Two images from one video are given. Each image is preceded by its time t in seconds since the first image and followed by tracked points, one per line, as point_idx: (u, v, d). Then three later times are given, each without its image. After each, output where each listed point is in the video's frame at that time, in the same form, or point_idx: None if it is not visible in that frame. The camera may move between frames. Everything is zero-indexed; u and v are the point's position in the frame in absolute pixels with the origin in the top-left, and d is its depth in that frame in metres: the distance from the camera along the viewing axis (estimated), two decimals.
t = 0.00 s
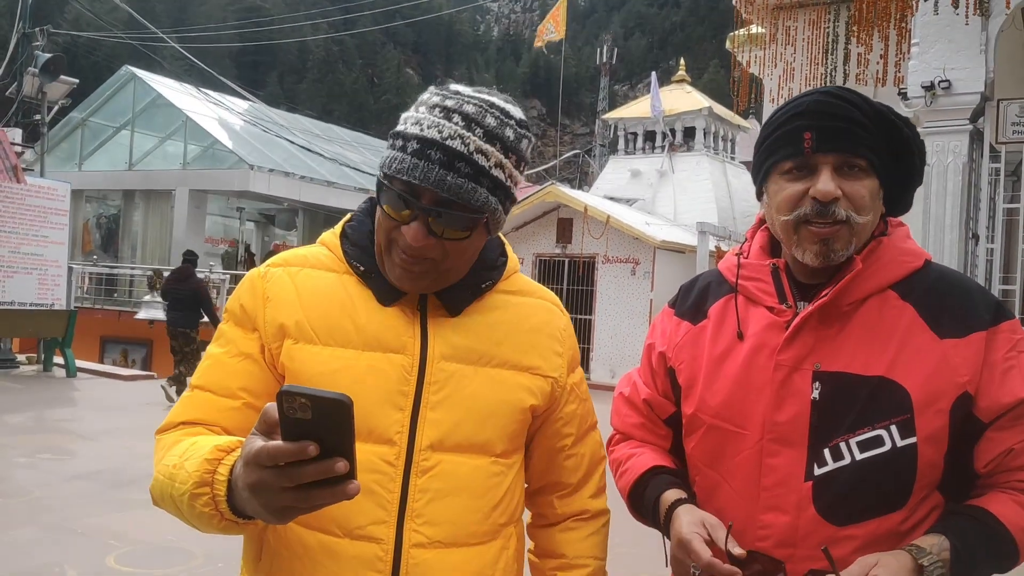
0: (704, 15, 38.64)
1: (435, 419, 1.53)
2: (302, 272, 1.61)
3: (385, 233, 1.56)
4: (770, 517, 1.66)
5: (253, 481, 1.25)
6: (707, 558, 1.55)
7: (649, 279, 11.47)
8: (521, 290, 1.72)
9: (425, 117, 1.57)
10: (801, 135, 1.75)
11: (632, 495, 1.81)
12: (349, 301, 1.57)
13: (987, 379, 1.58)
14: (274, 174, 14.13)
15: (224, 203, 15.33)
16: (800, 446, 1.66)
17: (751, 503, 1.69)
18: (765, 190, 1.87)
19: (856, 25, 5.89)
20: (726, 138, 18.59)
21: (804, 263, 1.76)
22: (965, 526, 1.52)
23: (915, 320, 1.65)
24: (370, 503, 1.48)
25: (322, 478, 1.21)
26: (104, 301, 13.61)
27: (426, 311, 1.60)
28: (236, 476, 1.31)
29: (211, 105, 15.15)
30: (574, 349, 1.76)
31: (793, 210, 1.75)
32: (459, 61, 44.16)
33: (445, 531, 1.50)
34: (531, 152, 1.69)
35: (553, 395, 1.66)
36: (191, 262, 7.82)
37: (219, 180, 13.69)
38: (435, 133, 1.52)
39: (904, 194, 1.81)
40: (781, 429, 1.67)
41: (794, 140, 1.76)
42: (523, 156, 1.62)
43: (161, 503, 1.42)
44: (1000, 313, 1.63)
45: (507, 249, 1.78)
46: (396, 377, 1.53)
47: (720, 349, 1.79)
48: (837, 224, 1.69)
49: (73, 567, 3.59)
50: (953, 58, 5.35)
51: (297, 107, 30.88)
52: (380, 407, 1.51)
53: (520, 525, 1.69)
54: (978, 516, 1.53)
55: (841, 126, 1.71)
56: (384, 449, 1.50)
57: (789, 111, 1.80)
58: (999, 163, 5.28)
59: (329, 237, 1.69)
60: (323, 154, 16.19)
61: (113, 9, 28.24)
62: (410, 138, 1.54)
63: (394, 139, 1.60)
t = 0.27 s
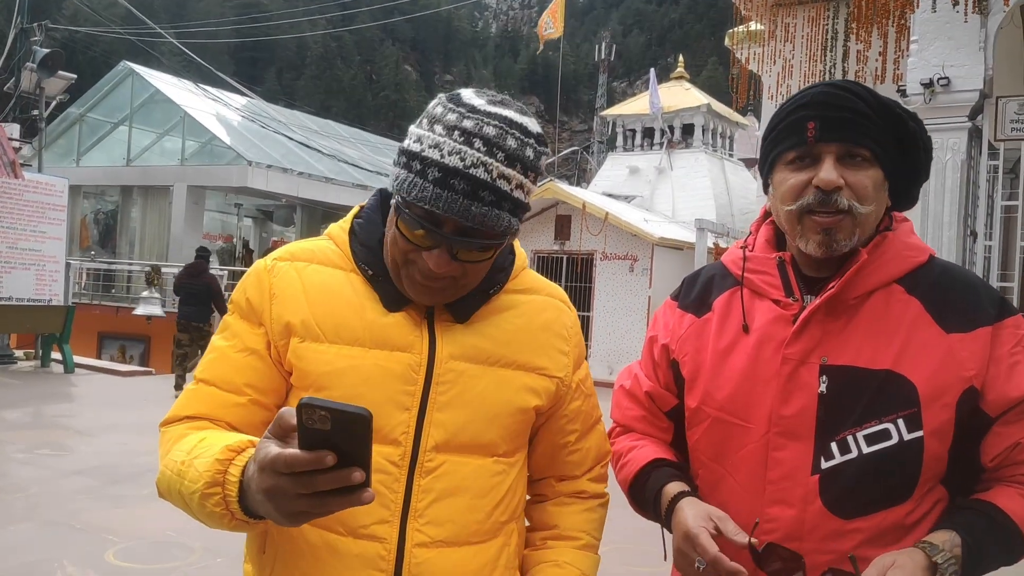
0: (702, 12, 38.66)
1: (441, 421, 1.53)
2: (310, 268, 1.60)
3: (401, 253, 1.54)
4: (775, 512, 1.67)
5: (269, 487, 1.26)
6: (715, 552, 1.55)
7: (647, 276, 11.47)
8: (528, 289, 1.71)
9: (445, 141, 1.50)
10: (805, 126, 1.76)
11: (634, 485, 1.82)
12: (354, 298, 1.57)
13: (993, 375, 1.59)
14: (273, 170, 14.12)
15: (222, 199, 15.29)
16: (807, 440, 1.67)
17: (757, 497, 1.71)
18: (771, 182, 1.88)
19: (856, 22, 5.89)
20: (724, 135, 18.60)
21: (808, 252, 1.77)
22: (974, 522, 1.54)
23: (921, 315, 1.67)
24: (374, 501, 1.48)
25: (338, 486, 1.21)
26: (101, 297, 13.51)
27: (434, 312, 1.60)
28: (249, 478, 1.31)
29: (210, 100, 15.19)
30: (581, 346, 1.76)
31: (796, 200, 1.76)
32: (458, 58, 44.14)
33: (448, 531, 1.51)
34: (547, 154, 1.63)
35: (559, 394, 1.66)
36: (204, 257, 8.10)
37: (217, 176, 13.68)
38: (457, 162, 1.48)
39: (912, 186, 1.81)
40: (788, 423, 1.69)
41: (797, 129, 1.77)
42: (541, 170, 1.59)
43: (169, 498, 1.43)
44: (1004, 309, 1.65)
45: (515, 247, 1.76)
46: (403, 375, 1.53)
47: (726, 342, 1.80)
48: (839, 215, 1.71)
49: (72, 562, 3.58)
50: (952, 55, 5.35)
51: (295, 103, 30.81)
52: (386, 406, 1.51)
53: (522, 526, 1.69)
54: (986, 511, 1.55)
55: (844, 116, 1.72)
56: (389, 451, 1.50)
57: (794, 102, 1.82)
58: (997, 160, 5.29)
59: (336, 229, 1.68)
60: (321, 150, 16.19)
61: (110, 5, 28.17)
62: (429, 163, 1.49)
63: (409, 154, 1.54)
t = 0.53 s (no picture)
0: (700, 10, 38.65)
1: (436, 426, 1.53)
2: (306, 270, 1.60)
3: (397, 254, 1.54)
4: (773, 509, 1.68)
5: (271, 498, 1.26)
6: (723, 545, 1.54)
7: (646, 275, 11.47)
8: (526, 291, 1.72)
9: (442, 142, 1.50)
10: (796, 126, 1.78)
11: (631, 484, 1.82)
12: (351, 301, 1.57)
13: (991, 372, 1.60)
14: (271, 169, 14.09)
15: (220, 197, 15.28)
16: (803, 438, 1.68)
17: (754, 495, 1.71)
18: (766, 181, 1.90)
19: (854, 21, 5.89)
20: (722, 133, 18.60)
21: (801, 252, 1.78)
22: (973, 522, 1.55)
23: (918, 312, 1.67)
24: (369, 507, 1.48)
25: (340, 500, 1.21)
26: (98, 295, 13.50)
27: (430, 315, 1.61)
28: (249, 488, 1.32)
29: (207, 98, 15.15)
30: (578, 346, 1.77)
31: (789, 199, 1.77)
32: (456, 56, 44.09)
33: (444, 536, 1.51)
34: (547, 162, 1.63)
35: (556, 396, 1.67)
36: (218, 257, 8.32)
37: (215, 174, 13.67)
38: (454, 164, 1.48)
39: (907, 184, 1.81)
40: (784, 421, 1.69)
41: (788, 129, 1.79)
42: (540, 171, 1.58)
43: (167, 502, 1.44)
44: (1001, 307, 1.66)
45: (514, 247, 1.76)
46: (400, 380, 1.53)
47: (722, 341, 1.81)
48: (832, 214, 1.72)
49: (71, 560, 3.59)
50: (950, 55, 5.36)
51: (293, 101, 30.78)
52: (382, 410, 1.52)
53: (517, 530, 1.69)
54: (985, 511, 1.55)
55: (835, 115, 1.73)
56: (384, 456, 1.51)
57: (786, 102, 1.83)
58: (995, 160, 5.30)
59: (332, 228, 1.68)
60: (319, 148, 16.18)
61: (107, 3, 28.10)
62: (425, 165, 1.49)
63: (408, 156, 1.54)
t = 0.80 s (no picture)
0: (700, 9, 38.59)
1: (430, 428, 1.51)
2: (299, 272, 1.59)
3: (380, 226, 1.55)
4: (771, 512, 1.66)
5: (258, 504, 1.25)
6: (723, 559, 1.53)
7: (645, 275, 11.45)
8: (522, 290, 1.71)
9: (424, 112, 1.57)
10: (796, 132, 1.75)
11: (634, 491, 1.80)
12: (346, 304, 1.56)
13: (989, 373, 1.59)
14: (269, 168, 14.06)
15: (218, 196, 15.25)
16: (801, 440, 1.66)
17: (752, 497, 1.70)
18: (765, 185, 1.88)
19: (853, 20, 5.86)
20: (721, 133, 18.57)
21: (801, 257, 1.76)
22: (972, 526, 1.53)
23: (916, 313, 1.66)
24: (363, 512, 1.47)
25: (325, 507, 1.20)
26: (97, 294, 13.48)
27: (425, 314, 1.59)
28: (238, 493, 1.31)
29: (206, 97, 15.10)
30: (576, 349, 1.75)
31: (790, 206, 1.75)
32: (455, 55, 44.04)
33: (438, 541, 1.49)
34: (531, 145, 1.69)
35: (552, 398, 1.65)
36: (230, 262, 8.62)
37: (214, 174, 13.64)
38: (434, 126, 1.53)
39: (904, 190, 1.81)
40: (782, 423, 1.68)
41: (789, 135, 1.77)
42: (522, 152, 1.63)
43: (159, 508, 1.42)
44: (1000, 308, 1.64)
45: (510, 246, 1.75)
46: (393, 383, 1.52)
47: (719, 344, 1.79)
48: (833, 221, 1.70)
49: (67, 562, 3.57)
50: (950, 54, 5.34)
51: (292, 100, 30.73)
52: (375, 413, 1.50)
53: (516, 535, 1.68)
54: (984, 515, 1.54)
55: (836, 122, 1.72)
56: (378, 459, 1.49)
57: (786, 107, 1.81)
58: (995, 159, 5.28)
59: (326, 231, 1.67)
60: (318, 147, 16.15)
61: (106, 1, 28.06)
62: (407, 130, 1.55)
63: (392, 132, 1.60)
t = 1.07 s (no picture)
0: (699, 10, 38.60)
1: (426, 426, 1.52)
2: (294, 273, 1.61)
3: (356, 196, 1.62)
4: (772, 512, 1.66)
5: (245, 495, 1.26)
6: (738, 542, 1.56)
7: (644, 276, 11.45)
8: (516, 291, 1.73)
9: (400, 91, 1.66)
10: (808, 137, 1.74)
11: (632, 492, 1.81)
12: (340, 302, 1.57)
13: (987, 375, 1.60)
14: (269, 169, 14.06)
15: (218, 197, 15.25)
16: (802, 441, 1.66)
17: (753, 498, 1.70)
18: (768, 188, 1.87)
19: (852, 22, 5.87)
20: (721, 134, 18.57)
21: (810, 260, 1.77)
22: (973, 528, 1.54)
23: (915, 316, 1.67)
24: (359, 510, 1.47)
25: (309, 495, 1.21)
26: (97, 295, 13.49)
27: (419, 310, 1.60)
28: (226, 487, 1.31)
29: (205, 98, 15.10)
30: (570, 349, 1.76)
31: (800, 212, 1.75)
32: (455, 56, 44.06)
33: (435, 538, 1.50)
34: (515, 133, 1.75)
35: (547, 396, 1.66)
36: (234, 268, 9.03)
37: (213, 174, 13.64)
38: (403, 94, 1.61)
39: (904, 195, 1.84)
40: (783, 424, 1.68)
41: (800, 140, 1.76)
42: (494, 123, 1.67)
43: (152, 508, 1.43)
44: (997, 311, 1.66)
45: (503, 246, 1.78)
46: (388, 382, 1.52)
47: (720, 345, 1.80)
48: (845, 226, 1.70)
49: (67, 562, 3.58)
50: (949, 56, 5.35)
51: (292, 101, 30.75)
52: (371, 411, 1.50)
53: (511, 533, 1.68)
54: (983, 517, 1.55)
55: (851, 128, 1.71)
56: (374, 457, 1.49)
57: (795, 110, 1.79)
58: (994, 161, 5.28)
59: (321, 234, 1.69)
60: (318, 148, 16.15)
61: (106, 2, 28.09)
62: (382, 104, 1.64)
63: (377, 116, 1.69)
